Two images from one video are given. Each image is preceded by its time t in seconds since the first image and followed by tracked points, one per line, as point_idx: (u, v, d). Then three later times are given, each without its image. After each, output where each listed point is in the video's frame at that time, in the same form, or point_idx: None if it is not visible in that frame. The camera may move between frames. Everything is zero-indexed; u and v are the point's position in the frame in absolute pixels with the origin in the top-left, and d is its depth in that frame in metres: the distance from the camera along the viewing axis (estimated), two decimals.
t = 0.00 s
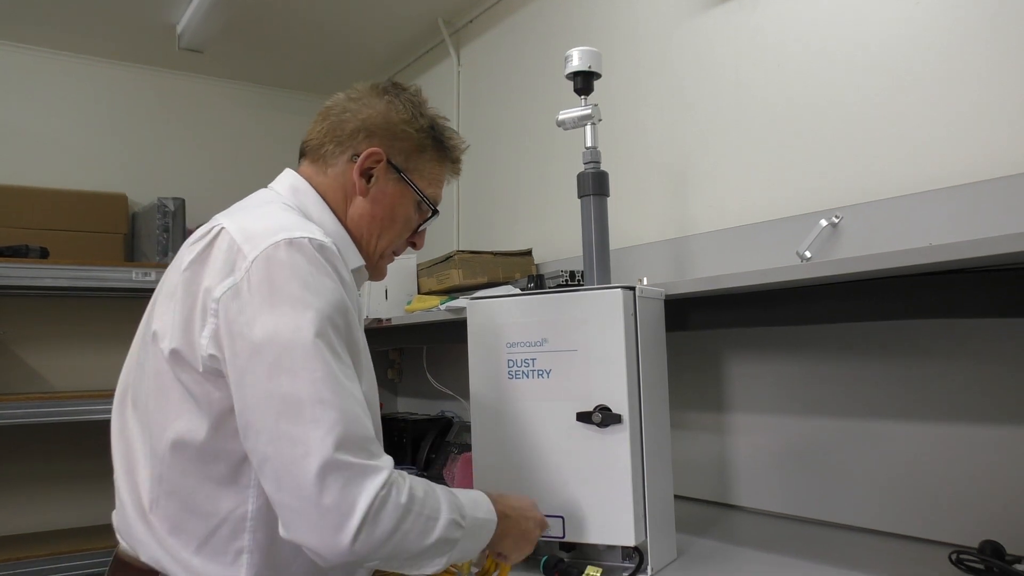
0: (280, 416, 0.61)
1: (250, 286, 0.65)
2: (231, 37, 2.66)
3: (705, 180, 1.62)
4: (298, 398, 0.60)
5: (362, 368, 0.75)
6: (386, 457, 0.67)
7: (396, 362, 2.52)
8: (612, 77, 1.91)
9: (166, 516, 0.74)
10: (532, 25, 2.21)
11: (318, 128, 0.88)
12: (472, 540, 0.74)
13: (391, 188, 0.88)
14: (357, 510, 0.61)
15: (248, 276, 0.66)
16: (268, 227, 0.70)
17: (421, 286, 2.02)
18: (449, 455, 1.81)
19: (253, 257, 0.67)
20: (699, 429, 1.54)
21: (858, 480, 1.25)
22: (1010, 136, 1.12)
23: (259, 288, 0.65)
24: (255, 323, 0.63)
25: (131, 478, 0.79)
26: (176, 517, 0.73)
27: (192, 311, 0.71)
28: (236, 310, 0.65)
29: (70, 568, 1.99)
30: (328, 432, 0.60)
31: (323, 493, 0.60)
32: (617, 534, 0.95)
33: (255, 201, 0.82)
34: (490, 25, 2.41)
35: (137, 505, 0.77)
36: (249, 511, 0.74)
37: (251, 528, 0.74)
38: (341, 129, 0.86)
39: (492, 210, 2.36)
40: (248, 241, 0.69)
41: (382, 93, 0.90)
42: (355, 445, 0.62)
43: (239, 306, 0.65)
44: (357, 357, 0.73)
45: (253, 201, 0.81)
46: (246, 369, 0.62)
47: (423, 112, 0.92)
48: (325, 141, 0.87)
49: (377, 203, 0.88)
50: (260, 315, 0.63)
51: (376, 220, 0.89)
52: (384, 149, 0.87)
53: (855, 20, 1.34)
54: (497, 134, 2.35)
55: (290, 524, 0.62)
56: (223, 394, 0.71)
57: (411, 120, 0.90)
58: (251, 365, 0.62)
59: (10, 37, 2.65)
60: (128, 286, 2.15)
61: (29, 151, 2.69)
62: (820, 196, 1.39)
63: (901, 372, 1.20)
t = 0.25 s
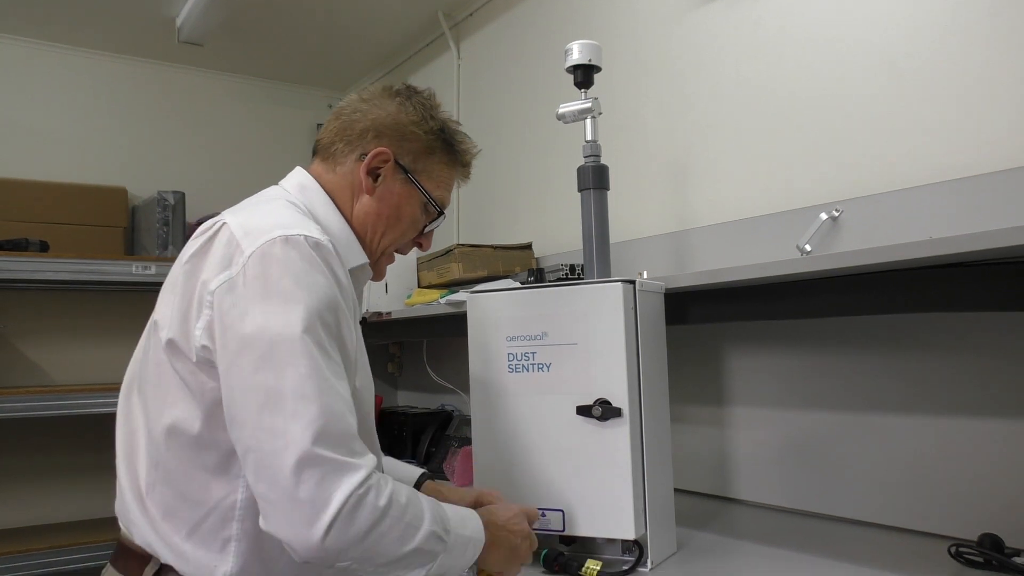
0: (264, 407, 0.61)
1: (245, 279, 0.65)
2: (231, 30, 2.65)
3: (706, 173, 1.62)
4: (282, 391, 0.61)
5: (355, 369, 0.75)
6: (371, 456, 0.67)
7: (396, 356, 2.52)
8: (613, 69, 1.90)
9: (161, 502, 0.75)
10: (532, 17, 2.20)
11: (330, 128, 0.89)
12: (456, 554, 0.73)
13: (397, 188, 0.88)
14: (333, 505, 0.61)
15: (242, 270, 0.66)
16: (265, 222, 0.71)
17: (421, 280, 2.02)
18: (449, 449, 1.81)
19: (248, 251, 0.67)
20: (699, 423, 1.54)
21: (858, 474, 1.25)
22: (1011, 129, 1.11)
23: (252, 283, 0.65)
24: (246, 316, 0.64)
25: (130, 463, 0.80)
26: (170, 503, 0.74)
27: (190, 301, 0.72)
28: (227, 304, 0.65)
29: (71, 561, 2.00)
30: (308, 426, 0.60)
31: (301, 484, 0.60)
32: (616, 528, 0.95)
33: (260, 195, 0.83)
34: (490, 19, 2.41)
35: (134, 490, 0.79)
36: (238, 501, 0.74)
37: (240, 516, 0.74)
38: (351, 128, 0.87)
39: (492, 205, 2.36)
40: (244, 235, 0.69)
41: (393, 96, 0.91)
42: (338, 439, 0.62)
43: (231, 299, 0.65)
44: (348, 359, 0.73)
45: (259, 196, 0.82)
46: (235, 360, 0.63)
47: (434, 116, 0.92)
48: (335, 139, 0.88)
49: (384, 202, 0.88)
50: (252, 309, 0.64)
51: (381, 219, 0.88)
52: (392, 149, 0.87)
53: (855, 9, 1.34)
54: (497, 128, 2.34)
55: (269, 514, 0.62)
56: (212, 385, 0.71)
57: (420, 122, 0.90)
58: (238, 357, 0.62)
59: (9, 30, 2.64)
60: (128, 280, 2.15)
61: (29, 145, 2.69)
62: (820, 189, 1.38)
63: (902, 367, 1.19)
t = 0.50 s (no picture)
0: (264, 387, 0.60)
1: (234, 272, 0.66)
2: (231, 25, 2.65)
3: (706, 167, 1.62)
4: (283, 370, 0.60)
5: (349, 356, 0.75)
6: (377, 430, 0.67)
7: (397, 351, 2.52)
8: (613, 63, 1.90)
9: (159, 494, 0.76)
10: (533, 12, 2.20)
11: (329, 125, 0.91)
12: (466, 530, 0.74)
13: (392, 184, 0.88)
14: (349, 473, 0.60)
15: (233, 263, 0.66)
16: (253, 216, 0.71)
17: (421, 275, 2.02)
18: (449, 444, 1.81)
19: (238, 245, 0.67)
20: (699, 419, 1.54)
21: (858, 469, 1.25)
22: (1013, 124, 1.11)
23: (242, 274, 0.65)
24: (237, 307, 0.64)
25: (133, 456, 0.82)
26: (169, 495, 0.75)
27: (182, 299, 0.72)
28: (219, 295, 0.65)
29: (71, 556, 2.00)
30: (317, 398, 0.60)
31: (312, 456, 0.59)
32: (616, 522, 0.95)
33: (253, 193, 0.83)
34: (490, 14, 2.41)
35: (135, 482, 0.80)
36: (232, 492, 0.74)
37: (233, 507, 0.74)
38: (347, 124, 0.88)
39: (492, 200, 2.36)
40: (234, 229, 0.69)
41: (391, 92, 0.91)
42: (344, 411, 0.62)
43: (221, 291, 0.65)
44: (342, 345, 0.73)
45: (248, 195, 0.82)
46: (229, 349, 0.63)
47: (432, 113, 0.92)
48: (332, 135, 0.89)
49: (378, 198, 0.88)
50: (243, 299, 0.64)
51: (376, 214, 0.89)
52: (386, 144, 0.88)
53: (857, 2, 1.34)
54: (497, 123, 2.34)
55: (284, 493, 0.61)
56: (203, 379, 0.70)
57: (416, 118, 0.90)
58: (233, 344, 0.62)
59: (8, 25, 2.64)
60: (128, 275, 2.15)
61: (28, 140, 2.69)
62: (821, 183, 1.38)
63: (902, 363, 1.19)
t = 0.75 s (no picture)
0: (242, 389, 0.61)
1: (225, 271, 0.66)
2: (231, 22, 2.65)
3: (706, 163, 1.62)
4: (259, 373, 0.61)
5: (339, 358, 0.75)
6: (353, 436, 0.66)
7: (397, 349, 2.52)
8: (613, 59, 1.90)
9: (156, 488, 0.76)
10: (533, 8, 2.20)
11: (328, 124, 0.91)
12: (449, 537, 0.73)
13: (388, 183, 0.88)
14: (312, 482, 0.60)
15: (224, 262, 0.67)
16: (248, 215, 0.71)
17: (421, 272, 2.02)
18: (449, 441, 1.81)
19: (229, 244, 0.68)
20: (699, 416, 1.54)
21: (858, 467, 1.25)
22: (1014, 120, 1.11)
23: (232, 273, 0.65)
24: (224, 307, 0.64)
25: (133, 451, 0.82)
26: (165, 488, 0.76)
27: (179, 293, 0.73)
28: (209, 293, 0.66)
29: (72, 553, 2.00)
30: (287, 404, 0.60)
31: (283, 461, 0.60)
32: (616, 519, 0.95)
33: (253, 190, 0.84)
34: (490, 11, 2.40)
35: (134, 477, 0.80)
36: (226, 489, 0.74)
37: (227, 503, 0.73)
38: (345, 124, 0.88)
39: (492, 197, 2.36)
40: (227, 228, 0.70)
41: (389, 91, 0.91)
42: (317, 417, 0.62)
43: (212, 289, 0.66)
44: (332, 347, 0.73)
45: (250, 193, 0.83)
46: (213, 349, 0.63)
47: (430, 112, 0.92)
48: (330, 135, 0.90)
49: (375, 197, 0.88)
50: (229, 299, 0.64)
51: (372, 213, 0.89)
52: (383, 144, 0.87)
53: None
54: (497, 120, 2.34)
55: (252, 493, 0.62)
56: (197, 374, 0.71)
57: (413, 118, 0.90)
58: (217, 344, 0.63)
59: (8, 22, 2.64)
60: (128, 272, 2.15)
61: (29, 137, 2.69)
62: (821, 181, 1.38)
63: (903, 361, 1.19)
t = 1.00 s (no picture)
0: (255, 396, 0.61)
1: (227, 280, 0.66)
2: (230, 21, 2.65)
3: (705, 163, 1.62)
4: (274, 381, 0.61)
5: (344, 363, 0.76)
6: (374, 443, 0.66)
7: (397, 348, 2.52)
8: (613, 59, 1.90)
9: (153, 490, 0.76)
10: (533, 7, 2.19)
11: (327, 124, 0.90)
12: (475, 547, 0.72)
13: (390, 184, 0.88)
14: (342, 487, 0.61)
15: (225, 269, 0.67)
16: (250, 223, 0.71)
17: (421, 272, 2.02)
18: (449, 441, 1.81)
19: (230, 251, 0.68)
20: (699, 416, 1.54)
21: (858, 467, 1.25)
22: (1014, 120, 1.11)
23: (234, 280, 0.65)
24: (227, 314, 0.64)
25: (131, 453, 0.82)
26: (164, 491, 0.76)
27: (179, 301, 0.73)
28: (212, 300, 0.66)
29: (71, 553, 2.00)
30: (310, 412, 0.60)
31: (307, 466, 0.60)
32: (616, 519, 0.95)
33: (252, 194, 0.84)
34: (490, 10, 2.40)
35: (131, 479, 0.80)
36: (223, 491, 0.74)
37: (223, 506, 0.74)
38: (346, 124, 0.88)
39: (492, 196, 2.36)
40: (227, 234, 0.70)
41: (388, 91, 0.90)
42: (336, 422, 0.63)
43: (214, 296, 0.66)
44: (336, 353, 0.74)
45: (248, 197, 0.83)
46: (219, 356, 0.63)
47: (430, 111, 0.92)
48: (331, 135, 0.89)
49: (377, 198, 0.88)
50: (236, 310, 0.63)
51: (375, 214, 0.89)
52: (384, 145, 0.87)
53: None
54: (497, 119, 2.34)
55: (277, 505, 0.61)
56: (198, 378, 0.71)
57: (414, 118, 0.89)
58: (224, 351, 0.63)
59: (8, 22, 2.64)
60: (127, 272, 2.15)
61: (29, 136, 2.69)
62: (821, 180, 1.38)
63: (904, 360, 1.19)
